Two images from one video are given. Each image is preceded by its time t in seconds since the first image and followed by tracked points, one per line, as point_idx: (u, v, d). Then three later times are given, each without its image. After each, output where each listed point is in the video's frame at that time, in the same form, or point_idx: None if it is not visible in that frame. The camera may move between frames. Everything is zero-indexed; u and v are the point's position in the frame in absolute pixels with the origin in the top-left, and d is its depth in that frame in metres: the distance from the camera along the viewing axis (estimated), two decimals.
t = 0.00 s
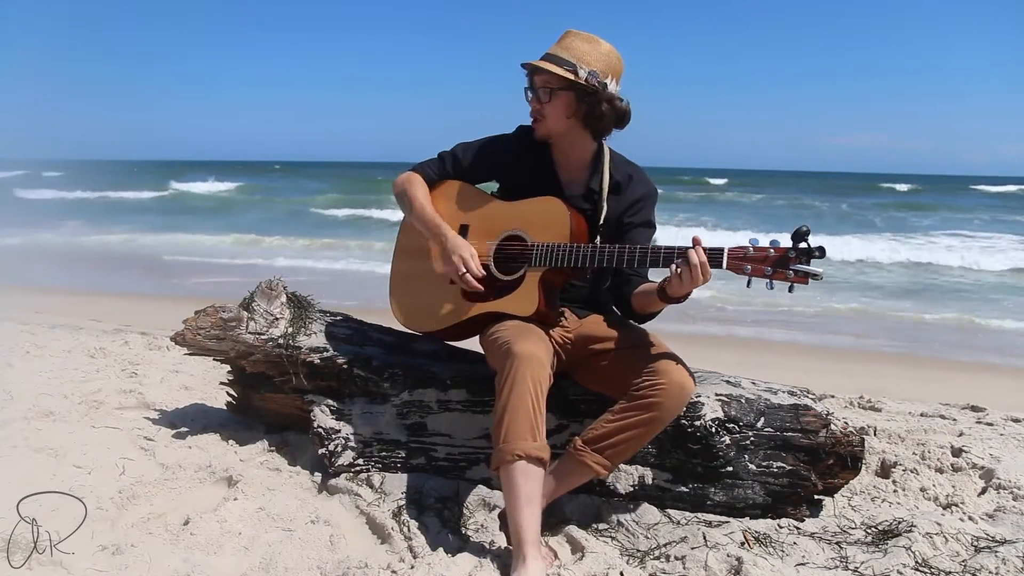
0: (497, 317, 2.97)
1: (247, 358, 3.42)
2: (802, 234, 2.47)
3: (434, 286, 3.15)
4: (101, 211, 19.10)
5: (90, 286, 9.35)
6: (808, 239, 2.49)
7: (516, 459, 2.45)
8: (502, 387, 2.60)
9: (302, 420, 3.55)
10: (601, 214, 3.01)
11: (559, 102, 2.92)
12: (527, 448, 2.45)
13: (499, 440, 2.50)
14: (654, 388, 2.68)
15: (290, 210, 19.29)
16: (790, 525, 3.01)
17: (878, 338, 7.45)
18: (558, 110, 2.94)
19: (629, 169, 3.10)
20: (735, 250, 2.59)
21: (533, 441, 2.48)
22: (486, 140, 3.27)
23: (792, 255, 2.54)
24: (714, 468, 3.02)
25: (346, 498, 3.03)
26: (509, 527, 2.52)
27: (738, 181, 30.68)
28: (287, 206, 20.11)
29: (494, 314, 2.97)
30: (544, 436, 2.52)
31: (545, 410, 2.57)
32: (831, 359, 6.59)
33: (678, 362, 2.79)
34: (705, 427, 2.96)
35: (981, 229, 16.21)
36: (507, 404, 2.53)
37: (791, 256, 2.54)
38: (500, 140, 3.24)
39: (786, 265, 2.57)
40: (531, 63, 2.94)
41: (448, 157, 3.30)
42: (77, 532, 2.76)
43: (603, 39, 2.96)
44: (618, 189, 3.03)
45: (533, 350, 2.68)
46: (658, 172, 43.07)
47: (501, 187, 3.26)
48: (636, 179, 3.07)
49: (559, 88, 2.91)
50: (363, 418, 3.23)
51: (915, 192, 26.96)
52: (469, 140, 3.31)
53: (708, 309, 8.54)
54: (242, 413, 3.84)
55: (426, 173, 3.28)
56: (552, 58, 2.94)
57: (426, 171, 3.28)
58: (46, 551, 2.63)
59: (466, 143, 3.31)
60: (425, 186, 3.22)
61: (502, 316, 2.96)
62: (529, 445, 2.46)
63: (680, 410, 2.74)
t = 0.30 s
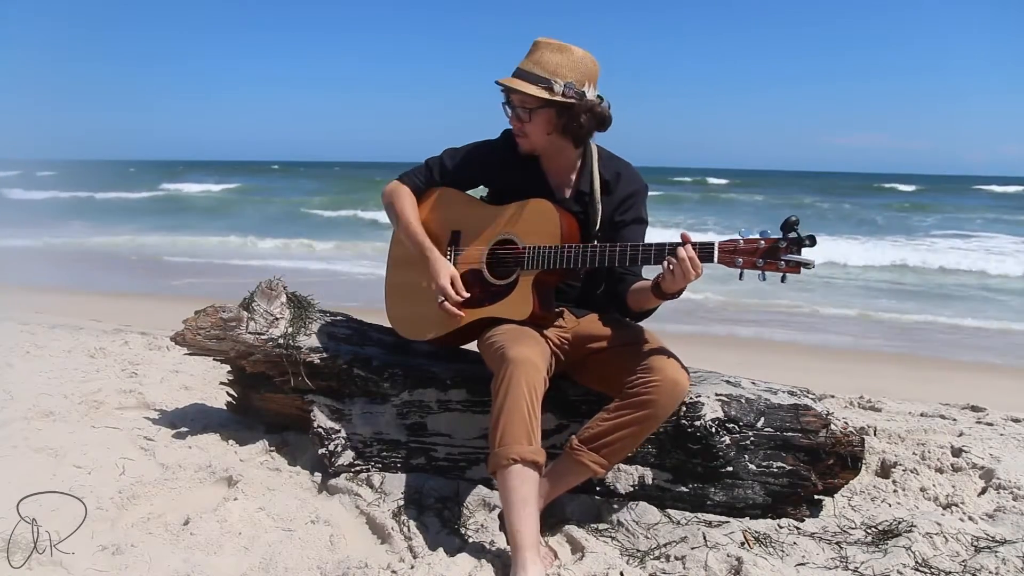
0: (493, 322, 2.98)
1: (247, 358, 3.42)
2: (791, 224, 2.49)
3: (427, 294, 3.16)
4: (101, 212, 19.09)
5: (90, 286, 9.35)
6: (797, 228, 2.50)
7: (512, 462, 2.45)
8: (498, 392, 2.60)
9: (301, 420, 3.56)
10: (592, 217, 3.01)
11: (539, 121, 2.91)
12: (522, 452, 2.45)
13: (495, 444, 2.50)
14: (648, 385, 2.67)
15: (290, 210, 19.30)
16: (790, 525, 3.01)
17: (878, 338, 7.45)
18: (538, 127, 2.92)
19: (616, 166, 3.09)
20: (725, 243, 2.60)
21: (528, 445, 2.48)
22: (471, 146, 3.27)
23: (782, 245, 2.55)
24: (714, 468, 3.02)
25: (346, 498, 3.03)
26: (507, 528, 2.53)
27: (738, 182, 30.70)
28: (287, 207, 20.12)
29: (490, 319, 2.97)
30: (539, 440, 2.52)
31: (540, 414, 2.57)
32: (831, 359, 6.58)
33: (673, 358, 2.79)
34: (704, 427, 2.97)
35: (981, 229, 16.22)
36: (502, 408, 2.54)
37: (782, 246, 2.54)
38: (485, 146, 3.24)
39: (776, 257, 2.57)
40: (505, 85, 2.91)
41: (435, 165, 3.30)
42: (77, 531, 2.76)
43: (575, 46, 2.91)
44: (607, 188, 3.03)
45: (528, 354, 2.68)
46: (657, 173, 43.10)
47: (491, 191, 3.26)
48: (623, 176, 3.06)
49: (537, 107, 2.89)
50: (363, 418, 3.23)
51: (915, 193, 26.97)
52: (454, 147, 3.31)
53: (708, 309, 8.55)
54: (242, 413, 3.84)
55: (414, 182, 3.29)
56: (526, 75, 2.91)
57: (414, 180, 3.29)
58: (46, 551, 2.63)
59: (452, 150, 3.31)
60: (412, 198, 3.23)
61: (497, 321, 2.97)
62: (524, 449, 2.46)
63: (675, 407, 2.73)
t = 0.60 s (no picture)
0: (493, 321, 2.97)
1: (247, 358, 3.42)
2: (788, 216, 2.46)
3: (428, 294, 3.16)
4: (100, 212, 19.10)
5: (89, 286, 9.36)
6: (794, 218, 2.48)
7: (513, 461, 2.45)
8: (499, 392, 2.59)
9: (301, 420, 3.55)
10: (590, 209, 3.01)
11: (571, 116, 2.94)
12: (524, 450, 2.45)
13: (496, 443, 2.50)
14: (648, 385, 2.67)
15: (290, 211, 19.31)
16: (790, 525, 3.01)
17: (878, 338, 7.45)
18: (570, 123, 2.96)
19: (617, 164, 3.08)
20: (722, 235, 2.59)
21: (529, 444, 2.48)
22: (470, 149, 3.29)
23: (780, 236, 2.53)
24: (714, 468, 3.02)
25: (346, 498, 3.03)
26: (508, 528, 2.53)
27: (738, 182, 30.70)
28: (287, 207, 20.13)
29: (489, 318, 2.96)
30: (540, 439, 2.52)
31: (541, 414, 2.57)
32: (831, 359, 6.58)
33: (674, 359, 2.79)
34: (705, 427, 2.97)
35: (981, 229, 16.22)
36: (503, 407, 2.53)
37: (779, 237, 2.53)
38: (483, 148, 3.25)
39: (774, 247, 2.56)
40: (535, 83, 2.86)
41: (435, 167, 3.32)
42: (77, 531, 2.76)
43: (579, 40, 2.96)
44: (606, 184, 3.03)
45: (529, 353, 2.68)
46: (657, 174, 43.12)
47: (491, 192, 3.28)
48: (623, 173, 3.05)
49: (567, 102, 2.91)
50: (363, 418, 3.23)
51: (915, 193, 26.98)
52: (454, 149, 3.32)
53: (707, 309, 8.55)
54: (242, 413, 3.84)
55: (414, 185, 3.30)
56: (549, 74, 2.90)
57: (414, 183, 3.30)
58: (46, 551, 2.62)
59: (452, 151, 3.33)
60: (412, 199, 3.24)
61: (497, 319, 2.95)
62: (526, 448, 2.46)
63: (675, 406, 2.73)
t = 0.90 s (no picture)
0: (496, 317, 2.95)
1: (248, 358, 3.41)
2: (796, 231, 2.45)
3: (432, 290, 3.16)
4: (100, 212, 19.09)
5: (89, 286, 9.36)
6: (803, 234, 2.47)
7: (515, 462, 2.45)
8: (501, 393, 2.59)
9: (301, 420, 3.55)
10: (600, 213, 3.03)
11: (602, 124, 2.96)
12: (526, 451, 2.46)
13: (499, 443, 2.50)
14: (651, 386, 2.68)
15: (290, 211, 19.30)
16: (790, 525, 3.01)
17: (878, 338, 7.45)
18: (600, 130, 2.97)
19: (630, 170, 3.11)
20: (730, 246, 2.60)
21: (531, 444, 2.48)
22: (487, 143, 3.29)
23: (787, 251, 2.54)
24: (714, 468, 3.02)
25: (346, 498, 3.03)
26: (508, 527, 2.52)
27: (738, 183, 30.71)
28: (287, 207, 20.12)
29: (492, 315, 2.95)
30: (543, 440, 2.52)
31: (544, 415, 2.57)
32: (830, 359, 6.58)
33: (675, 361, 2.79)
34: (705, 427, 2.96)
35: (982, 229, 16.23)
36: (506, 407, 2.54)
37: (786, 251, 2.54)
38: (501, 143, 3.26)
39: (781, 261, 2.56)
40: (575, 87, 2.85)
41: (450, 160, 3.33)
42: (77, 531, 2.76)
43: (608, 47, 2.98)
44: (619, 189, 3.04)
45: (534, 354, 2.68)
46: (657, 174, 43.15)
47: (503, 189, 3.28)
48: (637, 180, 3.08)
49: (600, 109, 2.93)
50: (363, 417, 3.23)
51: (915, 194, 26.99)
52: (470, 143, 3.32)
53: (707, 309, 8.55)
54: (242, 413, 3.84)
55: (427, 177, 3.31)
56: (586, 79, 2.89)
57: (427, 175, 3.31)
58: (46, 551, 2.62)
59: (467, 146, 3.33)
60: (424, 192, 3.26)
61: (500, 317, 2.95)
62: (528, 449, 2.46)
63: (677, 407, 2.74)
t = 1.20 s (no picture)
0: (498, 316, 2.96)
1: (248, 359, 3.41)
2: (807, 241, 2.47)
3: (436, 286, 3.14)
4: (100, 212, 19.10)
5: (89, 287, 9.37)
6: (812, 246, 2.49)
7: (519, 461, 2.45)
8: (505, 392, 2.60)
9: (302, 420, 3.56)
10: (604, 218, 3.02)
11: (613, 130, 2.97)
12: (530, 451, 2.46)
13: (503, 442, 2.50)
14: (657, 390, 2.68)
15: (290, 211, 19.29)
16: (790, 525, 3.01)
17: (878, 338, 7.45)
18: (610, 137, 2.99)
19: (635, 174, 3.10)
20: (739, 255, 2.61)
21: (535, 444, 2.48)
22: (493, 141, 3.28)
23: (796, 262, 2.54)
24: (714, 468, 3.02)
25: (346, 498, 3.03)
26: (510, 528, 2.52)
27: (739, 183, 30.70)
28: (287, 207, 20.11)
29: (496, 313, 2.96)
30: (547, 440, 2.52)
31: (548, 416, 2.57)
32: (830, 359, 6.57)
33: (681, 366, 2.79)
34: (705, 427, 2.96)
35: (982, 229, 16.23)
36: (511, 405, 2.54)
37: (795, 263, 2.54)
38: (506, 141, 3.26)
39: (790, 272, 2.56)
40: (590, 95, 2.84)
41: (454, 157, 3.32)
42: (77, 531, 2.76)
43: (625, 54, 2.95)
44: (623, 193, 3.04)
45: (539, 354, 2.68)
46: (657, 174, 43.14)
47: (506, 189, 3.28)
48: (642, 184, 3.06)
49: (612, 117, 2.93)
50: (363, 417, 3.23)
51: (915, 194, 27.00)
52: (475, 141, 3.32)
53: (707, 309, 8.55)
54: (242, 413, 3.84)
55: (431, 172, 3.30)
56: (601, 86, 2.87)
57: (431, 170, 3.30)
58: (46, 551, 2.62)
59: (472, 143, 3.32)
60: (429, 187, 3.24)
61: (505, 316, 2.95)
62: (532, 448, 2.46)
63: (682, 412, 2.74)
